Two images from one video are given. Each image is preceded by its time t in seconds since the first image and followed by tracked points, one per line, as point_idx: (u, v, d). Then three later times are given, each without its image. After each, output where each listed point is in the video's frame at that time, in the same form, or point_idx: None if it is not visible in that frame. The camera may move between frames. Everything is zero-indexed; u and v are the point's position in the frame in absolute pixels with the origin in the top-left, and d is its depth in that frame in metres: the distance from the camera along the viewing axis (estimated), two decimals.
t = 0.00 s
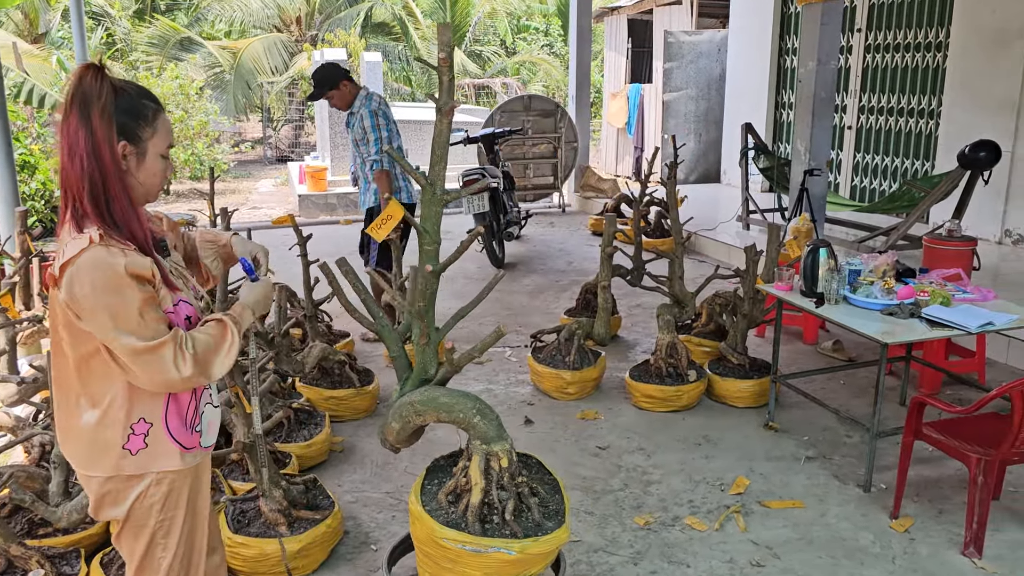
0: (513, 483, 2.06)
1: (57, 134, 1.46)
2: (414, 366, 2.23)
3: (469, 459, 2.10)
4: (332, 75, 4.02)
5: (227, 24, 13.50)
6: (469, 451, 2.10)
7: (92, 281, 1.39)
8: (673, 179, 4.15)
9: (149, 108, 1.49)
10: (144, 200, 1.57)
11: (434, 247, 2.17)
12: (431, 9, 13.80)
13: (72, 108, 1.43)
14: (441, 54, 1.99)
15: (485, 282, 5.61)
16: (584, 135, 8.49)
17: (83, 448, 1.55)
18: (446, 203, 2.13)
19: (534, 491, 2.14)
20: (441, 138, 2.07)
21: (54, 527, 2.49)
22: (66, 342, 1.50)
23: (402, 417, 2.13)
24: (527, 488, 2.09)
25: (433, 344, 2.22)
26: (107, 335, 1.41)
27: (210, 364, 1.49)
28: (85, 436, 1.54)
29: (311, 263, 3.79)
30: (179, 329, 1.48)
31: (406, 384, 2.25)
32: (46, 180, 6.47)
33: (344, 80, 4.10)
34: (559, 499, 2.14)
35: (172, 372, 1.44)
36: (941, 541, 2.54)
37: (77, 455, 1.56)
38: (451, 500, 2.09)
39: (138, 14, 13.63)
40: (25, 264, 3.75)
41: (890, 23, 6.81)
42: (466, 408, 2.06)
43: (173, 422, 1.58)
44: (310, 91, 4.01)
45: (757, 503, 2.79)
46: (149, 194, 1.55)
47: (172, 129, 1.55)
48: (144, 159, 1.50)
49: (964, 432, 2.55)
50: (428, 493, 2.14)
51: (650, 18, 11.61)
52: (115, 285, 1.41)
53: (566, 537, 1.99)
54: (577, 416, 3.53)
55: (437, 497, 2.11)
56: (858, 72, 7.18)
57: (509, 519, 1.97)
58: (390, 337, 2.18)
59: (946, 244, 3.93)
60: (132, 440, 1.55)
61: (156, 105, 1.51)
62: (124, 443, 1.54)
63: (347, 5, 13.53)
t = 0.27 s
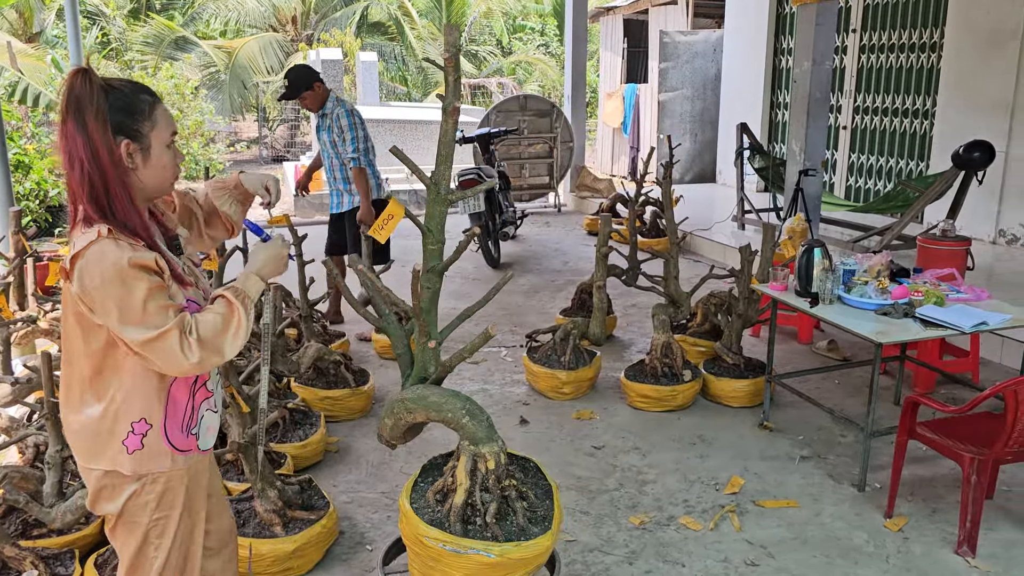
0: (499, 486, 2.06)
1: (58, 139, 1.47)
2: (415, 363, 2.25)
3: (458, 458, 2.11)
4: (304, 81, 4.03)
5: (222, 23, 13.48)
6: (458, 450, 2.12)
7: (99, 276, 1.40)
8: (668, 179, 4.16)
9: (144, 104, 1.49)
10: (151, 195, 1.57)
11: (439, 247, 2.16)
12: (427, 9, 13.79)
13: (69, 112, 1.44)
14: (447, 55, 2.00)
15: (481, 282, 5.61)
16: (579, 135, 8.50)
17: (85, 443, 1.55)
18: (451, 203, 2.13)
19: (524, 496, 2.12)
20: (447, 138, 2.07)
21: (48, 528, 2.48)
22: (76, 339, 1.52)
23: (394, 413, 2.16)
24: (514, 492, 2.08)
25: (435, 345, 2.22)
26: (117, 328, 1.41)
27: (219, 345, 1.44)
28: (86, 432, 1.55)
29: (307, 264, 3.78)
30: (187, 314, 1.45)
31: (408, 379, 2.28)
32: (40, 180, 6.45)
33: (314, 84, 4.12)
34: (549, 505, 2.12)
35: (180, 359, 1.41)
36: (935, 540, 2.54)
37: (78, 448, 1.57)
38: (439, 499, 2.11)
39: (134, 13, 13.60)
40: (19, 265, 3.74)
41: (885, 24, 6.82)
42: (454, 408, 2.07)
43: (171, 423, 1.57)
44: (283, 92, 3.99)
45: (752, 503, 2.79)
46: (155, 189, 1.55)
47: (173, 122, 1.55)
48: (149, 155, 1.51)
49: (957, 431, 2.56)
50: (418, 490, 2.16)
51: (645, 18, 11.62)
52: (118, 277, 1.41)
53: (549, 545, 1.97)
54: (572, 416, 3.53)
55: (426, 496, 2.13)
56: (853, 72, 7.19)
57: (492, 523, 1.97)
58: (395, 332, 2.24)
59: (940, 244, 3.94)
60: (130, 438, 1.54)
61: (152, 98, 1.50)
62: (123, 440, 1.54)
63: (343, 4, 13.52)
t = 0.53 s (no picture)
0: (487, 489, 2.04)
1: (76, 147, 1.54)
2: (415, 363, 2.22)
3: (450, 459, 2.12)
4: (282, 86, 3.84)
5: (218, 23, 13.45)
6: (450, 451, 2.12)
7: (127, 260, 1.45)
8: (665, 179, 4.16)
9: (147, 99, 1.52)
10: (172, 185, 1.62)
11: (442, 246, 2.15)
12: (423, 9, 13.78)
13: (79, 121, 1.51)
14: (451, 56, 2.01)
15: (477, 282, 5.61)
16: (575, 134, 8.50)
17: (124, 428, 1.61)
18: (454, 203, 2.12)
19: (515, 501, 2.09)
20: (452, 138, 2.07)
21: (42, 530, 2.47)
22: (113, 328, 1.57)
23: (389, 412, 2.19)
24: (504, 496, 2.06)
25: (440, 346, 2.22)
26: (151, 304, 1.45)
27: (251, 301, 1.46)
28: (123, 416, 1.60)
29: (303, 264, 3.77)
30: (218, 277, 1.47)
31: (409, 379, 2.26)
32: (35, 180, 6.42)
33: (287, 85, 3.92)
34: (542, 510, 2.09)
35: (214, 321, 1.44)
36: (930, 540, 2.55)
37: (118, 434, 1.62)
38: (430, 499, 2.12)
39: (129, 13, 13.57)
40: (13, 265, 3.72)
41: (881, 24, 6.83)
42: (445, 409, 2.07)
43: (202, 406, 1.61)
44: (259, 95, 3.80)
45: (748, 503, 2.79)
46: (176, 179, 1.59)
47: (181, 112, 1.58)
48: (161, 149, 1.55)
49: (954, 432, 2.56)
50: (412, 490, 2.18)
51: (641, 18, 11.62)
52: (144, 257, 1.45)
53: (534, 553, 1.94)
54: (568, 416, 3.53)
55: (418, 496, 2.14)
56: (849, 72, 7.20)
57: (477, 526, 1.96)
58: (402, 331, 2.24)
59: (935, 244, 3.95)
60: (162, 418, 1.59)
61: (154, 91, 1.54)
62: (155, 418, 1.59)
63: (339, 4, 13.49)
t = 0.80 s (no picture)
0: (477, 490, 2.03)
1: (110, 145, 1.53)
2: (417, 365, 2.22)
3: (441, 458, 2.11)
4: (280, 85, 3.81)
5: (214, 22, 13.43)
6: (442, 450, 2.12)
7: (152, 251, 1.42)
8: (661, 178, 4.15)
9: (178, 96, 1.50)
10: (207, 183, 1.60)
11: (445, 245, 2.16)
12: (419, 8, 13.78)
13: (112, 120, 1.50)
14: (452, 56, 2.02)
15: (473, 281, 5.61)
16: (571, 134, 8.50)
17: (149, 423, 1.57)
18: (457, 203, 2.12)
19: (507, 503, 2.07)
20: (457, 139, 2.09)
21: (37, 530, 2.46)
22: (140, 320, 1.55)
23: (383, 410, 2.20)
24: (495, 498, 2.04)
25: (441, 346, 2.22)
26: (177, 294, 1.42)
27: (279, 295, 1.41)
28: (146, 411, 1.57)
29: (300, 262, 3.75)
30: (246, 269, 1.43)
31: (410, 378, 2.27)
32: (30, 179, 6.40)
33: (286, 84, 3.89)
34: (534, 513, 2.06)
35: (241, 312, 1.39)
36: (926, 540, 2.55)
37: (143, 431, 1.59)
38: (422, 498, 2.13)
39: (124, 12, 13.53)
40: (7, 265, 3.71)
41: (876, 23, 6.84)
42: (437, 409, 2.08)
43: (225, 399, 1.56)
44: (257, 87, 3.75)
45: (744, 502, 2.79)
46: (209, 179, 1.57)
47: (214, 110, 1.55)
48: (194, 149, 1.53)
49: (949, 431, 2.57)
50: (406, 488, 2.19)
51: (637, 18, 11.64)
52: (171, 248, 1.41)
53: (519, 556, 1.91)
54: (565, 416, 3.52)
55: (411, 495, 2.15)
56: (845, 72, 7.21)
57: (463, 528, 1.95)
58: (403, 329, 2.22)
59: (931, 243, 3.96)
60: (182, 411, 1.55)
61: (187, 90, 1.51)
62: (172, 411, 1.55)
63: (335, 3, 13.48)
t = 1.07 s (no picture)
0: (467, 492, 2.02)
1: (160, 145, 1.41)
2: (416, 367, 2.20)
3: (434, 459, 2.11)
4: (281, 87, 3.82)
5: (210, 22, 13.43)
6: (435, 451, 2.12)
7: (201, 262, 1.32)
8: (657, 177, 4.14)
9: (236, 103, 1.38)
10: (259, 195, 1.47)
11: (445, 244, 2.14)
12: (415, 8, 13.78)
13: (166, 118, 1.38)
14: (451, 56, 2.01)
15: (469, 281, 5.60)
16: (567, 134, 8.50)
17: (195, 438, 1.46)
18: (456, 203, 2.10)
19: (499, 506, 2.05)
20: (457, 138, 2.07)
21: (30, 532, 2.45)
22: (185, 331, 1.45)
23: (378, 408, 2.21)
24: (485, 501, 2.03)
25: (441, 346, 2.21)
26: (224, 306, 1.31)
27: (334, 308, 1.30)
28: (193, 424, 1.46)
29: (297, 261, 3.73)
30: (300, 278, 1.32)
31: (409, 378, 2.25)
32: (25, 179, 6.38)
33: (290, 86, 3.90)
34: (525, 516, 2.03)
35: (294, 326, 1.29)
36: (921, 540, 2.55)
37: (190, 446, 1.48)
38: (413, 498, 2.13)
39: (120, 11, 13.51)
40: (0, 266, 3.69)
41: (872, 23, 6.84)
42: (428, 408, 2.08)
43: (278, 410, 1.46)
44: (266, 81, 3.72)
45: (739, 503, 2.79)
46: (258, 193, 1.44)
47: (272, 124, 1.43)
48: (243, 161, 1.39)
49: (945, 431, 2.57)
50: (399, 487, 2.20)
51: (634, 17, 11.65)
52: (222, 255, 1.31)
53: (506, 559, 1.89)
54: (560, 416, 3.52)
55: (404, 494, 2.15)
56: (840, 71, 7.22)
57: (451, 529, 1.94)
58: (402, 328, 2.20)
59: (926, 243, 3.96)
60: (233, 425, 1.44)
61: (247, 99, 1.39)
62: (225, 425, 1.44)
63: (331, 3, 13.47)
